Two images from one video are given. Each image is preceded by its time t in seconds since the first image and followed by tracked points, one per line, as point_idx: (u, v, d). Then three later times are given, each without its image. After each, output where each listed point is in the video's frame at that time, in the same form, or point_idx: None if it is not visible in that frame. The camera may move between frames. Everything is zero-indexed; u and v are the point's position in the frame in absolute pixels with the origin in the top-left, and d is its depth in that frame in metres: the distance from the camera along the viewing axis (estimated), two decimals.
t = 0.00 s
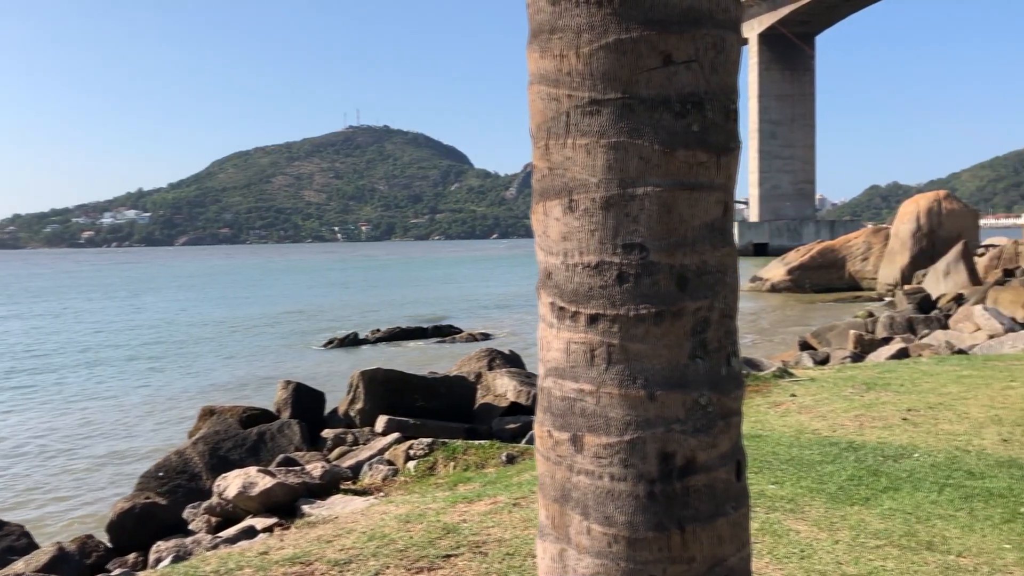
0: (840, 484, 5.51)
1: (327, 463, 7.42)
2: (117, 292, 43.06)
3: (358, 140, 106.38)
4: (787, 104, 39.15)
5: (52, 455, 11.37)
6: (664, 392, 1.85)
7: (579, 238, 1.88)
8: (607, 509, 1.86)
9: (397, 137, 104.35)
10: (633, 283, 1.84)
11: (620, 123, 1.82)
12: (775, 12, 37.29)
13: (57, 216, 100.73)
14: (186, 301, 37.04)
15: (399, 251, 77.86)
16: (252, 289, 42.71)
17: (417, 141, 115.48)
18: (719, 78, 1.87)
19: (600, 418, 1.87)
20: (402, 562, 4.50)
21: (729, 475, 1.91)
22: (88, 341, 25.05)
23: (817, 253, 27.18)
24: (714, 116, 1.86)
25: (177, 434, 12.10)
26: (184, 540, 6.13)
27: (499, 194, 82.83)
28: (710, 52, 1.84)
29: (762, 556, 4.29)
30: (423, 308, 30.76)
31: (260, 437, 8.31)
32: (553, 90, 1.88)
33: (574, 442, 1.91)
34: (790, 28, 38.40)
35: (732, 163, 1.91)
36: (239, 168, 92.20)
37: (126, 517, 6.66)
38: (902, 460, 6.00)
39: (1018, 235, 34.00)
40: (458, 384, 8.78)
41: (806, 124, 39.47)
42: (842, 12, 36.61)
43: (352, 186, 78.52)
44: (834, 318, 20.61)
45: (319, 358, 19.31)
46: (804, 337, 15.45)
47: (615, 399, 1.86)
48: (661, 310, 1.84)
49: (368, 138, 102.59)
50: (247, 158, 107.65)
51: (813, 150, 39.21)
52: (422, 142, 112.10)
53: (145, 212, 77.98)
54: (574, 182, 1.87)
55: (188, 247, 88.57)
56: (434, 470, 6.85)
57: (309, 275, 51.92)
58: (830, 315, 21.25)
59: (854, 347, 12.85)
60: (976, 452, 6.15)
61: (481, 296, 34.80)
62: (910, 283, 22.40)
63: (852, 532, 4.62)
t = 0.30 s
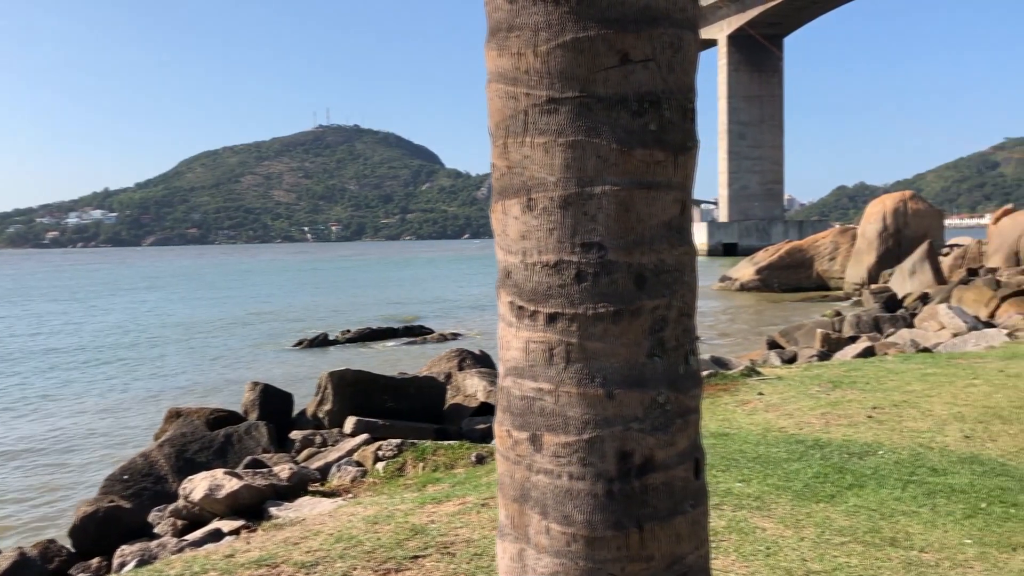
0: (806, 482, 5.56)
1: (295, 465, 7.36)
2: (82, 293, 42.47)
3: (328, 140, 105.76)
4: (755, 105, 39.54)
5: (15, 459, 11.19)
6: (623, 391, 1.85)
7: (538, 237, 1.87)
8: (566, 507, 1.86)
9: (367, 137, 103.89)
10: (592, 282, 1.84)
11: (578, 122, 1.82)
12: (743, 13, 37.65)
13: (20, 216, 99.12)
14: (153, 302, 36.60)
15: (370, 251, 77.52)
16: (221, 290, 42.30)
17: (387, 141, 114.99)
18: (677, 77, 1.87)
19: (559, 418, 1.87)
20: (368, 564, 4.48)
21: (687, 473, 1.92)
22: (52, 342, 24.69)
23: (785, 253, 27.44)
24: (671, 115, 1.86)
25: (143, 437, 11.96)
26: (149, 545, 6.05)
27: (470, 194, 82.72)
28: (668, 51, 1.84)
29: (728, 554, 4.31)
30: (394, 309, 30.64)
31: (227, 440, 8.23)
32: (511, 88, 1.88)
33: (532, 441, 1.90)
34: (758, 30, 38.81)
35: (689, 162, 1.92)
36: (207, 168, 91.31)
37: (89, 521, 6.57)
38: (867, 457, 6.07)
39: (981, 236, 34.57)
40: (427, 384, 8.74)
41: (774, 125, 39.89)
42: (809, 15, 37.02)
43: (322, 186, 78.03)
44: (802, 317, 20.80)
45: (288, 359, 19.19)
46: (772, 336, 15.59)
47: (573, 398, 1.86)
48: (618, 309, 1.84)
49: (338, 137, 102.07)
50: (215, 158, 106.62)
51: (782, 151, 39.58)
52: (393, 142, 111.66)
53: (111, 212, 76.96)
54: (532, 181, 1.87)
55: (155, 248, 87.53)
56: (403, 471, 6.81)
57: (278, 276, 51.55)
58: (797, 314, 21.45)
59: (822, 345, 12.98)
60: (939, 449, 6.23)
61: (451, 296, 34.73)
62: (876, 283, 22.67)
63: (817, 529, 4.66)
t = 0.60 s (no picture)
0: (770, 479, 5.61)
1: (261, 467, 7.29)
2: (45, 295, 41.80)
3: (297, 139, 105.00)
4: (723, 106, 39.87)
5: None
6: (579, 389, 1.85)
7: (495, 235, 1.87)
8: (524, 506, 1.86)
9: (336, 136, 103.32)
10: (549, 280, 1.84)
11: (534, 120, 1.82)
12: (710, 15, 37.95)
13: None
14: (119, 303, 36.10)
15: (338, 252, 76.99)
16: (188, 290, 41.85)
17: (356, 141, 114.46)
18: (633, 75, 1.87)
19: (516, 416, 1.86)
20: (334, 566, 4.45)
21: (645, 469, 1.92)
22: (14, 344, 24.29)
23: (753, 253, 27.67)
24: (628, 114, 1.87)
25: (107, 440, 11.81)
26: (111, 549, 5.97)
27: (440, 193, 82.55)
28: (623, 50, 1.85)
29: (695, 551, 4.33)
30: (364, 309, 30.51)
31: (192, 442, 8.14)
32: (467, 86, 1.87)
33: (490, 439, 1.90)
34: (726, 31, 39.31)
35: (646, 161, 1.93)
36: (174, 168, 90.28)
37: (50, 526, 6.46)
38: (831, 454, 6.13)
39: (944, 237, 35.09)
40: (394, 385, 8.70)
41: (741, 126, 40.33)
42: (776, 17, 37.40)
43: (291, 186, 77.45)
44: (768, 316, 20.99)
45: (256, 360, 19.04)
46: (740, 335, 15.72)
47: (530, 396, 1.86)
48: (576, 307, 1.84)
49: (306, 137, 101.39)
50: (181, 157, 105.39)
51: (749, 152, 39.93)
52: (362, 142, 111.15)
53: (74, 211, 75.76)
54: (488, 179, 1.86)
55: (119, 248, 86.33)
56: (370, 472, 6.77)
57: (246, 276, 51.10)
58: (764, 313, 21.65)
59: (788, 344, 13.11)
60: (901, 446, 6.32)
61: (420, 296, 34.63)
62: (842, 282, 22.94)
63: (782, 526, 4.70)
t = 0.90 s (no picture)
0: (735, 477, 5.66)
1: (226, 469, 7.22)
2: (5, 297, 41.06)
3: (263, 138, 104.10)
4: (691, 107, 40.18)
5: None
6: (535, 388, 1.85)
7: (450, 235, 1.87)
8: (479, 506, 1.86)
9: (303, 135, 102.57)
10: (504, 279, 1.83)
11: (489, 119, 1.81)
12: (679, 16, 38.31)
13: None
14: (82, 305, 35.53)
15: (306, 252, 76.42)
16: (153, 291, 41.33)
17: (324, 140, 113.74)
18: (587, 75, 1.88)
19: (472, 415, 1.86)
20: (298, 567, 4.41)
21: (601, 468, 1.93)
22: None
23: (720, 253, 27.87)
24: (583, 113, 1.87)
25: (70, 443, 11.63)
26: (72, 553, 5.88)
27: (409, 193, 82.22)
28: (578, 51, 1.85)
29: (660, 549, 4.35)
30: (332, 309, 30.30)
31: (155, 444, 8.05)
32: (422, 85, 1.87)
33: (446, 440, 1.90)
34: (694, 32, 39.70)
35: (601, 161, 1.93)
36: (138, 167, 89.08)
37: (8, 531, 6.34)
38: (794, 452, 6.19)
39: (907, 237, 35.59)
40: (361, 386, 8.66)
41: (709, 127, 40.69)
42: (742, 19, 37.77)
43: (257, 186, 76.75)
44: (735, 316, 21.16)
45: (223, 361, 18.86)
46: (707, 334, 15.84)
47: (486, 396, 1.86)
48: (531, 306, 1.84)
49: (273, 136, 100.57)
50: (145, 157, 104.03)
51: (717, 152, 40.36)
52: (329, 142, 110.51)
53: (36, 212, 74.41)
54: (444, 178, 1.86)
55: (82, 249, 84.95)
56: (337, 474, 6.73)
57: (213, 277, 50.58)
58: (731, 312, 21.82)
59: (754, 342, 13.22)
60: (864, 443, 6.40)
61: (389, 297, 34.45)
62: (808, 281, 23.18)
63: (746, 523, 4.73)
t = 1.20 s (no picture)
0: (702, 475, 5.69)
1: (192, 472, 7.14)
2: None
3: (231, 137, 103.14)
4: (660, 108, 40.50)
5: None
6: (495, 388, 1.85)
7: (410, 235, 1.86)
8: (440, 506, 1.86)
9: (272, 135, 101.78)
10: (464, 280, 1.83)
11: (448, 120, 1.81)
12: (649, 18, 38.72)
13: None
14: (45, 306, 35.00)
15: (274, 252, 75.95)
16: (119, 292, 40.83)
17: (293, 140, 112.95)
18: (546, 75, 1.88)
19: (432, 416, 1.86)
20: (264, 570, 4.38)
21: (561, 468, 1.93)
22: None
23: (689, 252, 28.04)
24: (542, 114, 1.88)
25: (33, 446, 11.46)
26: (34, 559, 5.78)
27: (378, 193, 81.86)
28: (537, 51, 1.85)
29: (627, 548, 4.37)
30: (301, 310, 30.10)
31: (120, 447, 7.94)
32: (381, 85, 1.87)
33: (406, 440, 1.89)
34: (663, 34, 40.08)
35: (560, 162, 1.94)
36: (103, 166, 87.91)
37: None
38: (761, 450, 6.25)
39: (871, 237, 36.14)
40: (329, 388, 8.62)
41: (677, 127, 41.06)
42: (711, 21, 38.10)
43: (225, 185, 76.05)
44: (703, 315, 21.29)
45: (190, 362, 18.67)
46: (676, 334, 15.94)
47: (446, 397, 1.85)
48: (491, 307, 1.84)
49: (241, 136, 99.70)
50: (110, 156, 102.68)
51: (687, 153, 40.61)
52: (298, 141, 109.76)
53: None
54: (404, 178, 1.85)
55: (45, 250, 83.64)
56: (305, 475, 6.69)
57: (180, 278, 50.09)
58: (700, 312, 21.96)
59: (722, 341, 13.32)
60: (829, 441, 6.46)
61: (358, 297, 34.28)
62: (775, 281, 23.41)
63: (713, 521, 4.76)
